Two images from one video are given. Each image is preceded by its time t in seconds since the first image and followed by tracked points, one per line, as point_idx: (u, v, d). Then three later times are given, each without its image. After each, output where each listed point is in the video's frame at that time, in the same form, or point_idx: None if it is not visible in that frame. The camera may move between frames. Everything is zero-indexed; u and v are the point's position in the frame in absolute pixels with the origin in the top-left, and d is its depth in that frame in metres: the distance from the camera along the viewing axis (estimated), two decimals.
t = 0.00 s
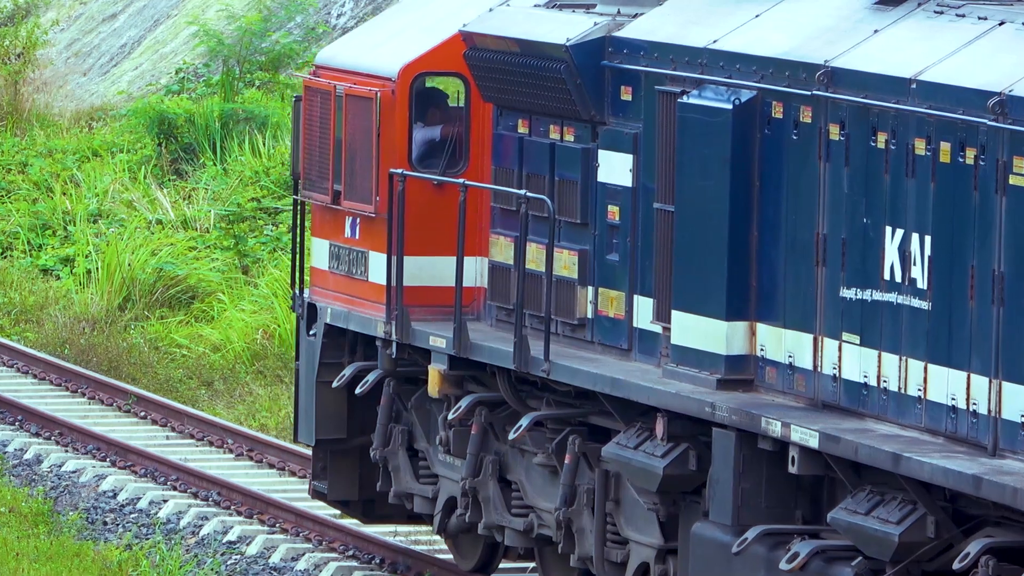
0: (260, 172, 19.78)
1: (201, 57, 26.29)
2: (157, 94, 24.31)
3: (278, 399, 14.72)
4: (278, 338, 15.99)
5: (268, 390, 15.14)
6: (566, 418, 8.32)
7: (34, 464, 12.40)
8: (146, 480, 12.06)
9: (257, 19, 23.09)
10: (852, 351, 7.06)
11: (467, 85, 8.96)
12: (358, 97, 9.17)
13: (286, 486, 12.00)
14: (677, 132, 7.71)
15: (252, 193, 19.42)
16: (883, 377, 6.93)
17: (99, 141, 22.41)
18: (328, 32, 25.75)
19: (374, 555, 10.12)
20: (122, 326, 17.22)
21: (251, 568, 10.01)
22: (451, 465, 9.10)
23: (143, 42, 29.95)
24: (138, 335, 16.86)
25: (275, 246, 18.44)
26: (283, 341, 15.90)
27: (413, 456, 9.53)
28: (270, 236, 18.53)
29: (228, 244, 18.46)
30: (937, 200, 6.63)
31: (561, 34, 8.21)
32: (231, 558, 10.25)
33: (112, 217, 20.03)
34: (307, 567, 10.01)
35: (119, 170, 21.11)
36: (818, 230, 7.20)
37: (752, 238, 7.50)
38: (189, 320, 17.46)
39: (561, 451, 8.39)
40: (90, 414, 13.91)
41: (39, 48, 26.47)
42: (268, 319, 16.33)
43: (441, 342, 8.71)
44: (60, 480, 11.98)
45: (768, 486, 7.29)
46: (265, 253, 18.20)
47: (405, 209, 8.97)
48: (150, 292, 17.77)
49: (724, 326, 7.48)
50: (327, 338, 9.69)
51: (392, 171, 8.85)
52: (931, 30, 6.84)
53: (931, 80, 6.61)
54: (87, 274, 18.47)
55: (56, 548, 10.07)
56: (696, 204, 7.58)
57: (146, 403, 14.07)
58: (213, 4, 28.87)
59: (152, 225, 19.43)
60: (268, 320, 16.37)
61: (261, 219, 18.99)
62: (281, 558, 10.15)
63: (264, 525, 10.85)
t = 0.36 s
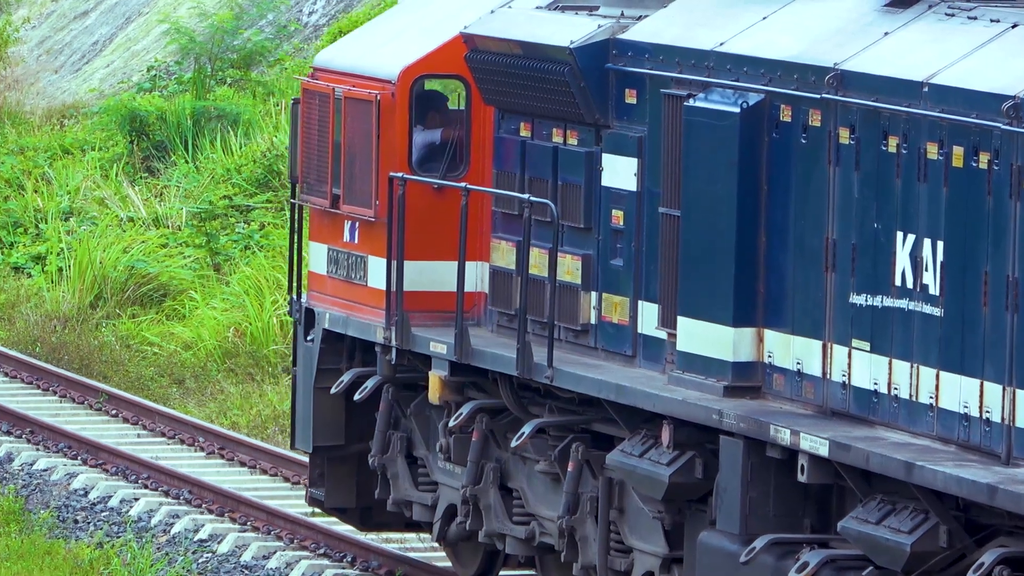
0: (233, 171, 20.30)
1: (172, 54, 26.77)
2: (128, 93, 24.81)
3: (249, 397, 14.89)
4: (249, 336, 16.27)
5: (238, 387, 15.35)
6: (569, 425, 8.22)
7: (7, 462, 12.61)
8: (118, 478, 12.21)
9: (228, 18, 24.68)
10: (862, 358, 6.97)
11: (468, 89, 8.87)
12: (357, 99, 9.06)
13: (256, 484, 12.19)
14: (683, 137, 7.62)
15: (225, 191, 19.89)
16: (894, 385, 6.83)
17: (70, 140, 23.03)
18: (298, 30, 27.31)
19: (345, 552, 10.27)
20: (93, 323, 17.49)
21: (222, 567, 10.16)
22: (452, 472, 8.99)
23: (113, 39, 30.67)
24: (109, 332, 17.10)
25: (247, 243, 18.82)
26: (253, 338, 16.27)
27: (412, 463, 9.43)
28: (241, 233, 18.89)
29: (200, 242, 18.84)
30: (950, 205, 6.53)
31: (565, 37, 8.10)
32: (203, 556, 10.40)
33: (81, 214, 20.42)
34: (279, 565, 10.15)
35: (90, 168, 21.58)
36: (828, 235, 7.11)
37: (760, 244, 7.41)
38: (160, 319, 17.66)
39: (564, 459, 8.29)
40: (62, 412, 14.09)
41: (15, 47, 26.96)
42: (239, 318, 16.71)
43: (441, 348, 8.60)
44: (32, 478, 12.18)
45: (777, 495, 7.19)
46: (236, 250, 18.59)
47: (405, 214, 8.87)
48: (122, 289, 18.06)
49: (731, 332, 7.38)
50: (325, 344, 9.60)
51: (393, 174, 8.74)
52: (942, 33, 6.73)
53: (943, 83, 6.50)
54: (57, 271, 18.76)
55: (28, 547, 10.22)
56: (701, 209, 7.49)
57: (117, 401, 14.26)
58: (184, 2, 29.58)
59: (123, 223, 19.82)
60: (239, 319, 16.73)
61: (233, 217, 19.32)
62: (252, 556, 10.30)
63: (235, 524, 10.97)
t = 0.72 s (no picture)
0: (202, 167, 20.30)
1: (139, 51, 26.88)
2: (96, 90, 24.95)
3: (217, 393, 15.32)
4: (217, 331, 16.52)
5: (207, 384, 15.70)
6: (569, 431, 8.13)
7: None
8: (86, 474, 12.52)
9: (195, 15, 24.74)
10: (869, 364, 6.89)
11: (467, 91, 8.79)
12: (353, 101, 8.94)
13: (223, 481, 12.48)
14: (686, 140, 7.54)
15: (194, 187, 19.99)
16: (902, 391, 6.75)
17: (38, 136, 22.96)
18: (267, 26, 27.45)
19: (314, 549, 10.55)
20: (62, 319, 17.73)
21: (190, 564, 10.36)
22: (449, 477, 8.90)
23: (81, 35, 30.64)
24: (77, 328, 17.39)
25: (215, 238, 18.96)
26: (222, 334, 16.49)
27: (408, 468, 9.34)
28: (210, 229, 19.02)
29: (167, 238, 19.06)
30: (961, 209, 6.44)
31: (566, 38, 8.01)
32: (171, 552, 10.68)
33: (51, 211, 20.41)
34: (247, 562, 10.44)
35: (58, 164, 21.71)
36: (835, 238, 7.03)
37: (765, 247, 7.32)
38: (129, 315, 17.95)
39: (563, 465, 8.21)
40: (30, 407, 14.56)
41: None
42: (207, 313, 16.87)
43: (440, 352, 8.51)
44: (1, 474, 12.48)
45: (783, 502, 7.11)
46: (205, 246, 18.79)
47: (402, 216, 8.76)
48: (90, 286, 18.29)
49: (736, 337, 7.30)
50: (320, 347, 9.47)
51: (390, 176, 8.63)
52: (952, 35, 6.64)
53: (952, 85, 6.40)
54: (25, 267, 18.79)
55: None
56: (705, 212, 7.41)
57: (85, 397, 14.69)
58: None
59: (92, 218, 19.95)
60: (207, 314, 16.89)
61: (201, 213, 19.53)
62: (221, 553, 10.59)
63: (204, 520, 11.33)
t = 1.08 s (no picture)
0: (169, 163, 20.32)
1: (109, 47, 26.98)
2: (65, 85, 25.00)
3: (186, 389, 15.47)
4: (186, 328, 16.75)
5: (175, 380, 15.90)
6: (570, 436, 8.04)
7: None
8: (55, 469, 12.59)
9: (164, 11, 25.03)
10: (878, 369, 6.81)
11: (465, 93, 8.70)
12: (350, 102, 8.84)
13: (192, 476, 12.61)
14: (690, 142, 7.45)
15: (162, 182, 20.05)
16: (912, 397, 6.67)
17: (7, 132, 22.85)
18: (234, 22, 27.59)
19: (281, 544, 10.57)
20: (30, 316, 17.65)
21: (157, 560, 10.41)
22: (447, 483, 8.81)
23: (49, 30, 30.77)
24: (46, 325, 17.35)
25: (183, 235, 19.07)
26: (190, 330, 16.75)
27: (406, 473, 9.24)
28: (178, 225, 19.14)
29: (135, 235, 19.18)
30: (971, 212, 6.35)
31: (567, 38, 7.91)
32: (140, 547, 10.72)
33: (19, 206, 20.25)
34: (215, 558, 10.46)
35: (26, 160, 21.68)
36: (842, 242, 6.95)
37: (770, 251, 7.24)
38: (97, 311, 18.04)
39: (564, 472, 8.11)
40: None
41: None
42: (176, 310, 17.15)
43: (438, 357, 8.41)
44: None
45: (789, 509, 7.02)
46: (172, 242, 18.90)
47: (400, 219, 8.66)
48: (58, 282, 18.30)
49: (741, 341, 7.22)
50: (317, 351, 9.37)
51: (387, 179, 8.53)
52: (962, 36, 6.54)
53: (963, 87, 6.31)
54: None
55: None
56: (709, 214, 7.32)
57: (53, 393, 14.70)
58: None
59: (59, 214, 20.00)
60: (175, 311, 17.19)
61: (169, 210, 19.62)
62: (189, 549, 10.61)
63: (172, 515, 11.42)
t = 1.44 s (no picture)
0: (138, 160, 20.21)
1: (77, 44, 26.78)
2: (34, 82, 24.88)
3: (155, 387, 15.41)
4: (154, 326, 16.63)
5: (144, 377, 15.83)
6: (572, 443, 7.94)
7: None
8: (24, 467, 12.55)
9: (132, 9, 25.16)
10: (887, 377, 6.73)
11: (462, 95, 8.60)
12: (347, 105, 8.73)
13: (160, 474, 12.52)
14: (694, 146, 7.36)
15: (129, 181, 19.90)
16: (921, 404, 6.58)
17: None
18: (203, 20, 27.51)
19: (250, 542, 10.56)
20: None
21: (125, 558, 10.39)
22: (445, 490, 8.71)
23: (18, 28, 30.79)
24: (14, 324, 17.31)
25: (152, 233, 18.90)
26: (158, 328, 16.62)
27: (403, 480, 9.14)
28: (145, 223, 18.95)
29: (104, 232, 19.08)
30: (983, 218, 6.25)
31: (567, 41, 7.82)
32: (108, 545, 10.72)
33: None
34: (184, 556, 10.45)
35: None
36: (849, 247, 6.86)
37: (776, 256, 7.15)
38: (65, 309, 18.02)
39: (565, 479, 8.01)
40: None
41: None
42: (144, 308, 17.01)
43: (437, 363, 8.31)
44: None
45: (797, 518, 6.93)
46: (141, 240, 18.76)
47: (399, 224, 8.55)
48: (27, 280, 18.25)
49: (747, 348, 7.13)
50: (313, 357, 9.28)
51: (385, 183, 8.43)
52: (969, 40, 6.42)
53: (973, 91, 6.19)
54: None
55: None
56: (713, 219, 7.23)
57: (23, 390, 14.62)
58: None
59: (28, 212, 19.92)
60: (144, 308, 17.06)
61: (137, 207, 19.42)
62: (157, 547, 10.61)
63: (140, 513, 11.38)
